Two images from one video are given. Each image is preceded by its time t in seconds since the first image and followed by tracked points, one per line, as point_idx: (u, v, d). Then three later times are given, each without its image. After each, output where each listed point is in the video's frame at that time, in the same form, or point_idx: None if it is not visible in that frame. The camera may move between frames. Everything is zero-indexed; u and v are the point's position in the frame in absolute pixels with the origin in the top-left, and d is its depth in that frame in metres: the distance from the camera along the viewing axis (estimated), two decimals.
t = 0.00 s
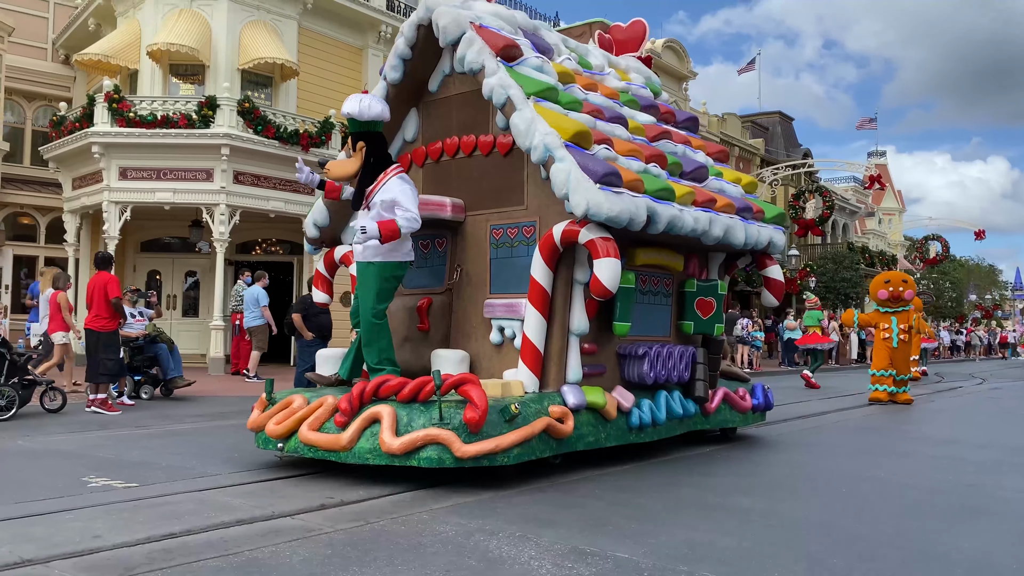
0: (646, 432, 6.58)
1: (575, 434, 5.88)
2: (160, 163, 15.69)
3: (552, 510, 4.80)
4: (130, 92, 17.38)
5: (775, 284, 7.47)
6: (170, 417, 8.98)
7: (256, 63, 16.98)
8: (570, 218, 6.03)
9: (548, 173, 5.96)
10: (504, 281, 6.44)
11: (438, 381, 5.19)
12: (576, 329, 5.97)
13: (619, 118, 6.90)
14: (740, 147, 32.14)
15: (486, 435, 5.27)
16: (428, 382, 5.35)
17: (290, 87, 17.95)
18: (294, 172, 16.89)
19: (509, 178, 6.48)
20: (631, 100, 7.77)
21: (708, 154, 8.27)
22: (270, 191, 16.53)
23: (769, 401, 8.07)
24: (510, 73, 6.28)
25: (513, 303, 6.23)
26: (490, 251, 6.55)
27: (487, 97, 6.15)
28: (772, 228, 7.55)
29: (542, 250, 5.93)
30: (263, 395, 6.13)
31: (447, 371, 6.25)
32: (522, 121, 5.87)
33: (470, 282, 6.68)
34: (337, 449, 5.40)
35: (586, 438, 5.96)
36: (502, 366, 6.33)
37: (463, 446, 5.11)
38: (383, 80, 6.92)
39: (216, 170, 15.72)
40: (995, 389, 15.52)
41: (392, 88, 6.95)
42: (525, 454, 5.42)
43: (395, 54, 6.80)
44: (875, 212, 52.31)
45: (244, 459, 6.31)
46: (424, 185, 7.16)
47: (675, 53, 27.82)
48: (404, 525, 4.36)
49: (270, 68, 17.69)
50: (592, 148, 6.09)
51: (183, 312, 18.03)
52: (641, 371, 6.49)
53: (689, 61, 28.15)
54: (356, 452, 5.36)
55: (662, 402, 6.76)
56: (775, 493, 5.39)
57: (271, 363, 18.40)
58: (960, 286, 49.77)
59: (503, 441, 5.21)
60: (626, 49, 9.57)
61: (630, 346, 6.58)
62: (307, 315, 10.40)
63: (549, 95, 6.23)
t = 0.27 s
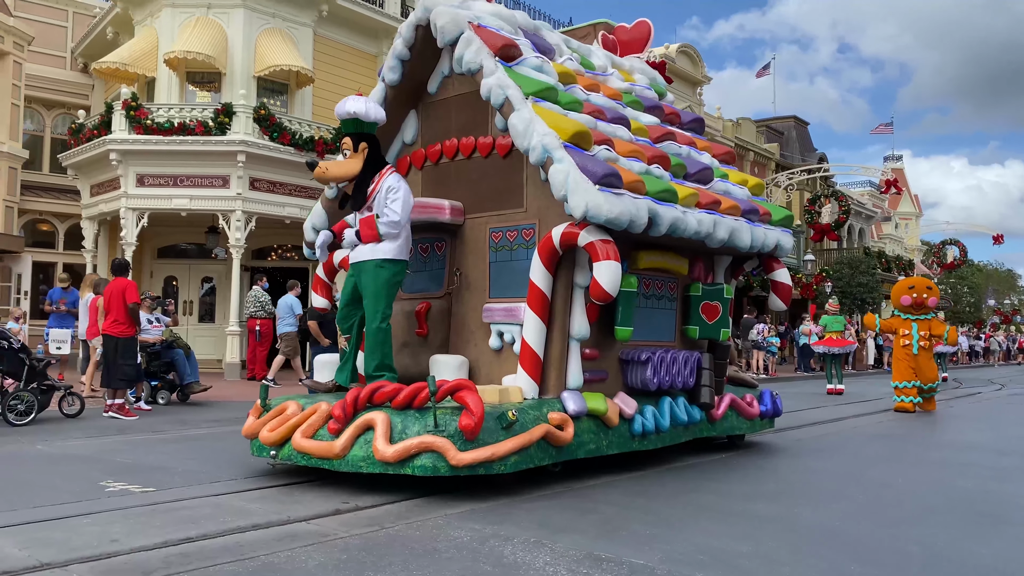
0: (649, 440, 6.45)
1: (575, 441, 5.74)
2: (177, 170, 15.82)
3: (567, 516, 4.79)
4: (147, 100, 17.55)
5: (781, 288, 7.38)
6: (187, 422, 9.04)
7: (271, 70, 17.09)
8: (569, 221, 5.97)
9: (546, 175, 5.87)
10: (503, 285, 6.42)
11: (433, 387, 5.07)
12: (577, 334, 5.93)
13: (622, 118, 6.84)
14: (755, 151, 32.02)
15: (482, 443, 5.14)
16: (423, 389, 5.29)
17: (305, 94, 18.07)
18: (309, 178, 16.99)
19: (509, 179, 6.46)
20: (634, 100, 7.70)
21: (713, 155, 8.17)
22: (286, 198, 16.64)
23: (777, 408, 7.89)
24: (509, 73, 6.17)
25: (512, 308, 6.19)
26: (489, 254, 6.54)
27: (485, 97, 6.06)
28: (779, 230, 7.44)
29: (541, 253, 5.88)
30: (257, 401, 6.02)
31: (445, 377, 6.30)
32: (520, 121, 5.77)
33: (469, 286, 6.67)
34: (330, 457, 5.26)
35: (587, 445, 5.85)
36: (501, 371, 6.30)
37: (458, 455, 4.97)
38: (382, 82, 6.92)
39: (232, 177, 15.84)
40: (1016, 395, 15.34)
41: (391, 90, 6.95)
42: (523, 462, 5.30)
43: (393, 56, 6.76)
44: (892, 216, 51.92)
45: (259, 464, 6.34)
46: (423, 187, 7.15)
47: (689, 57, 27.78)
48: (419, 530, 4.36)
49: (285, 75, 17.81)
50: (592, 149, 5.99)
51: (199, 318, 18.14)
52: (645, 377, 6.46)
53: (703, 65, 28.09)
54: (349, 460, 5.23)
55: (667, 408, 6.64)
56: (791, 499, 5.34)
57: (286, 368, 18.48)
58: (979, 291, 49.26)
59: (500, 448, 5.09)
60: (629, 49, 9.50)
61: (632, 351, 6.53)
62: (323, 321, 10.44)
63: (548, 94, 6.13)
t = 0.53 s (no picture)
0: (652, 448, 6.35)
1: (574, 450, 5.65)
2: (193, 177, 15.95)
3: (583, 522, 4.78)
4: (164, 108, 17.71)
5: (789, 292, 7.29)
6: (203, 428, 9.09)
7: (287, 78, 17.22)
8: (568, 224, 5.86)
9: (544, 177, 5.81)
10: (502, 290, 6.32)
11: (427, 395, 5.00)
12: (577, 339, 5.81)
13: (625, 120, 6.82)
14: (770, 157, 31.89)
15: (477, 451, 5.06)
16: (418, 396, 5.16)
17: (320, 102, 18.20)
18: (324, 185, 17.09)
19: (508, 182, 6.38)
20: (637, 102, 7.64)
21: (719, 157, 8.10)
22: (302, 205, 16.74)
23: (785, 415, 7.81)
24: (508, 73, 6.16)
25: (511, 313, 6.11)
26: (488, 257, 6.44)
27: (483, 98, 6.05)
28: (788, 235, 7.36)
29: (540, 257, 5.78)
30: (252, 408, 5.99)
31: (442, 384, 6.17)
32: (517, 123, 5.73)
33: (467, 291, 6.57)
34: (323, 465, 5.22)
35: (587, 454, 5.74)
36: (500, 378, 6.19)
37: (453, 463, 4.89)
38: (380, 83, 6.87)
39: (248, 184, 15.95)
40: None
41: (389, 92, 6.90)
42: (520, 471, 5.20)
43: (391, 57, 6.71)
44: (908, 222, 51.54)
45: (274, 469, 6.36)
46: (423, 190, 7.05)
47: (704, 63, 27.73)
48: (435, 535, 4.37)
49: (301, 83, 17.93)
50: (592, 150, 5.93)
51: (215, 324, 18.25)
52: (648, 383, 6.34)
53: (717, 71, 28.04)
54: (342, 469, 5.19)
55: (671, 416, 6.51)
56: (809, 506, 5.31)
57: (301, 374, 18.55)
58: (998, 297, 48.79)
59: (495, 458, 4.99)
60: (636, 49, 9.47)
61: (635, 357, 6.42)
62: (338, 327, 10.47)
63: (546, 95, 6.11)
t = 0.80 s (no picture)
0: (654, 457, 6.21)
1: (574, 458, 5.53)
2: (210, 185, 16.08)
3: (599, 529, 4.77)
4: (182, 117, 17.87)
5: (797, 298, 7.21)
6: (218, 434, 9.13)
7: (303, 86, 17.35)
8: (566, 227, 5.76)
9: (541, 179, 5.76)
10: (500, 294, 6.20)
11: (420, 402, 4.91)
12: (576, 344, 5.71)
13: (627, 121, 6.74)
14: (785, 162, 31.75)
15: (472, 460, 4.93)
16: (410, 404, 5.02)
17: (336, 110, 18.32)
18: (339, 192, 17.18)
19: (505, 185, 6.26)
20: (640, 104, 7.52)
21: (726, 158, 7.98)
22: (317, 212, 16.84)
23: (793, 423, 7.63)
24: (506, 74, 6.07)
25: (508, 318, 5.98)
26: (486, 262, 6.32)
27: (480, 100, 5.96)
28: (795, 237, 7.28)
29: (538, 261, 5.66)
30: (246, 416, 5.87)
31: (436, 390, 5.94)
32: (514, 124, 5.69)
33: (465, 294, 6.44)
34: (314, 474, 5.11)
35: (586, 462, 5.63)
36: (498, 384, 6.09)
37: (445, 473, 4.77)
38: (377, 86, 6.75)
39: (264, 192, 16.07)
40: None
41: (386, 95, 6.78)
42: (515, 481, 5.08)
43: (388, 59, 6.59)
44: (925, 227, 51.14)
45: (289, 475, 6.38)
46: (422, 195, 6.92)
47: (718, 68, 27.66)
48: (450, 542, 4.37)
49: (316, 91, 18.05)
50: (591, 151, 5.84)
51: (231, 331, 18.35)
52: (649, 391, 6.23)
53: (732, 76, 27.97)
54: (333, 477, 5.06)
55: (674, 423, 6.37)
56: (826, 514, 5.27)
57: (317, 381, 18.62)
58: (1017, 303, 48.28)
59: (488, 467, 4.86)
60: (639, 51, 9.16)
61: (637, 363, 6.30)
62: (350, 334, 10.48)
63: (543, 96, 6.02)
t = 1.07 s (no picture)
0: (655, 466, 6.07)
1: (571, 468, 5.39)
2: (227, 194, 16.21)
3: (614, 536, 4.74)
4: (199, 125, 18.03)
5: (805, 303, 7.10)
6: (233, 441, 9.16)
7: (318, 95, 17.46)
8: (564, 230, 5.59)
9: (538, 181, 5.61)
10: (497, 299, 6.03)
11: (410, 410, 4.76)
12: (574, 351, 5.54)
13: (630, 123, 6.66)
14: (801, 168, 31.57)
15: (464, 469, 4.79)
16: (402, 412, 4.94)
17: (351, 118, 18.42)
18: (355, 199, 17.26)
19: (503, 188, 6.09)
20: (642, 106, 7.46)
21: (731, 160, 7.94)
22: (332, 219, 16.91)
23: (802, 430, 7.55)
24: (502, 75, 5.90)
25: (504, 324, 5.81)
26: (483, 267, 6.16)
27: (476, 101, 5.81)
28: (802, 241, 7.17)
29: (534, 265, 5.49)
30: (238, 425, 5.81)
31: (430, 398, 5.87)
32: (510, 126, 5.52)
33: (463, 299, 6.28)
34: (302, 483, 5.00)
35: (585, 471, 5.47)
36: (495, 393, 5.91)
37: (435, 482, 4.64)
38: (373, 88, 6.60)
39: (280, 200, 16.18)
40: None
41: (383, 97, 6.63)
42: (509, 491, 4.94)
43: (384, 61, 6.43)
44: (943, 233, 50.69)
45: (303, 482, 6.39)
46: (418, 198, 6.78)
47: (733, 74, 27.59)
48: (465, 549, 4.36)
49: (332, 100, 18.16)
50: (589, 153, 5.65)
51: (248, 338, 18.45)
52: (651, 399, 6.04)
53: (746, 82, 27.89)
54: (321, 487, 4.95)
55: (676, 431, 6.22)
56: (844, 522, 5.21)
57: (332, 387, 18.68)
58: None
59: (480, 476, 4.72)
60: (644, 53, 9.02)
61: (638, 371, 6.12)
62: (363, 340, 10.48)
63: (541, 97, 5.83)
